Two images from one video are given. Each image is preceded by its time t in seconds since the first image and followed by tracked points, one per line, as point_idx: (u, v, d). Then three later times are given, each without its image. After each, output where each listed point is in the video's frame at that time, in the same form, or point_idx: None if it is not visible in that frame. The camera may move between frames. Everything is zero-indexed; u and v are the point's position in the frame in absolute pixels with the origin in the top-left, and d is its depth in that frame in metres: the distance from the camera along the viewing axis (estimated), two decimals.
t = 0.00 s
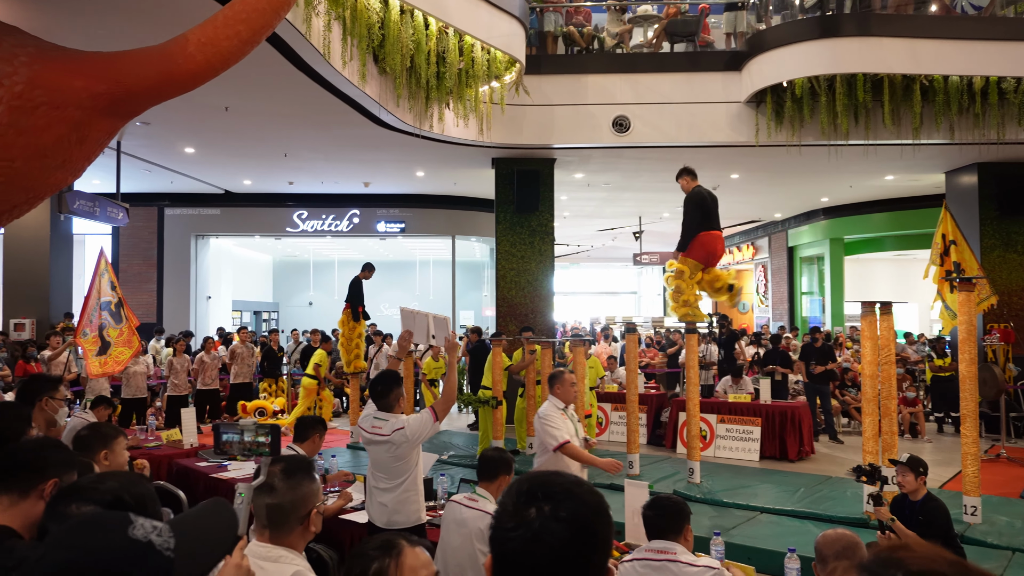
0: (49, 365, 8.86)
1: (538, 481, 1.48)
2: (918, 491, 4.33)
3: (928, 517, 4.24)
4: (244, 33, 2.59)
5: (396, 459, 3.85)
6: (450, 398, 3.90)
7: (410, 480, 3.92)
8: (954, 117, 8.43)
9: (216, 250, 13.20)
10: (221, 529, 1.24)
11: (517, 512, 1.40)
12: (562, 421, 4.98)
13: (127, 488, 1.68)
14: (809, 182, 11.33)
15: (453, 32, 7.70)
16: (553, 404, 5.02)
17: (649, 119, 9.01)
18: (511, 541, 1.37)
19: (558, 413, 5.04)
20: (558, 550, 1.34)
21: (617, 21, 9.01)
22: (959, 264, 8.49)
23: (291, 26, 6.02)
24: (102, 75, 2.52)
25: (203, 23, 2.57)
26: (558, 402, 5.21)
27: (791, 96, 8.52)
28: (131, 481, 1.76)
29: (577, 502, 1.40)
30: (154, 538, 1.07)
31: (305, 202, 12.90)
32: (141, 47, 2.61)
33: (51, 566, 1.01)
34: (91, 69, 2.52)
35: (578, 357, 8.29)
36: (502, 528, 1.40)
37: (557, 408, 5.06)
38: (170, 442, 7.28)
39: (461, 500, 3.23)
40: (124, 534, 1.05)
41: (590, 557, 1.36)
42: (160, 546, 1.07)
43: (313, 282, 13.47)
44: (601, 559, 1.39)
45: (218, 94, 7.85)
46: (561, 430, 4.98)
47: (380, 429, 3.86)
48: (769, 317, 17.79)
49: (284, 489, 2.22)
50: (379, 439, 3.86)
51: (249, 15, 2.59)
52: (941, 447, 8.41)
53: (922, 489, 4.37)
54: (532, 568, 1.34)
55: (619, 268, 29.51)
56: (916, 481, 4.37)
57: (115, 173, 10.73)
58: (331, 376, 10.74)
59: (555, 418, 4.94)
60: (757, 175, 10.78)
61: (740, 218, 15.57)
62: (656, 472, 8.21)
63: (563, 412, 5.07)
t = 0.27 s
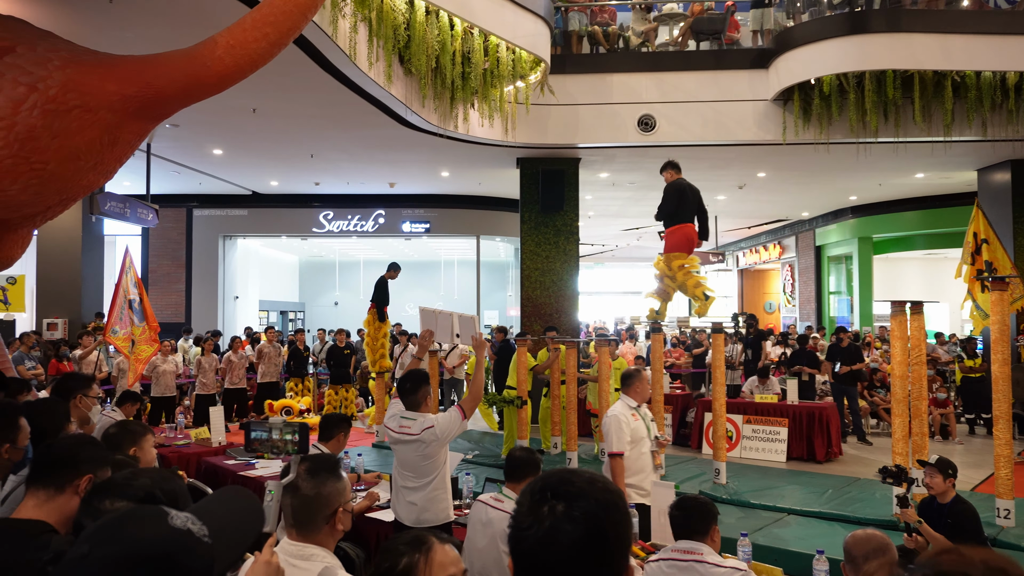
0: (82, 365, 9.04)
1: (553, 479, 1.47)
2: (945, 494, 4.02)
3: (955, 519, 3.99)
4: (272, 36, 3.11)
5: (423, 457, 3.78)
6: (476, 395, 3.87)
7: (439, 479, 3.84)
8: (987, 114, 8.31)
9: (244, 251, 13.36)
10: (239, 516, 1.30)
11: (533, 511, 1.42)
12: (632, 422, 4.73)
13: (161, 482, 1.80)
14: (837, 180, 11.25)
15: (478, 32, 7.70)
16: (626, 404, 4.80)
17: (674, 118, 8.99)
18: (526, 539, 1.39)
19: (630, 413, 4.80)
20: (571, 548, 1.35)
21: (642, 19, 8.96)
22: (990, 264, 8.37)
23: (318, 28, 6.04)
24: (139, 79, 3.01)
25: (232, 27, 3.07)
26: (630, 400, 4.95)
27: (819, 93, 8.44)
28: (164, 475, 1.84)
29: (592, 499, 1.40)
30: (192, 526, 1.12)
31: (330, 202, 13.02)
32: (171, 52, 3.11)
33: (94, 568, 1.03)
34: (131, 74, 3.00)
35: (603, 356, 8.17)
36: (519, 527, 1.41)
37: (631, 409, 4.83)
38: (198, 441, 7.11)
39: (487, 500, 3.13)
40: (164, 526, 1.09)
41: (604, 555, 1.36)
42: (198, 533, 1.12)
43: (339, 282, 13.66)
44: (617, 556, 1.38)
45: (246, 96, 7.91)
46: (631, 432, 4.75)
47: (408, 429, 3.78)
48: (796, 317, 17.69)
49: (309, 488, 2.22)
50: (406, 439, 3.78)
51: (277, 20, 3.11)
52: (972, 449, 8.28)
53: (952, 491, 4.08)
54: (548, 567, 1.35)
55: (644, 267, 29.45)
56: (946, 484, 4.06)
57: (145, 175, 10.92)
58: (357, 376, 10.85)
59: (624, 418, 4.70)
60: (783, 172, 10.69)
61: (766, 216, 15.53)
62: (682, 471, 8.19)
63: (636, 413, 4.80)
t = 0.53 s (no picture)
0: (103, 365, 9.15)
1: (563, 479, 1.49)
2: (969, 495, 3.92)
3: (978, 521, 3.87)
4: (291, 37, 3.27)
5: (447, 458, 3.74)
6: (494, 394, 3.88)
7: (461, 479, 3.82)
8: (1009, 112, 8.23)
9: (261, 252, 13.46)
10: (272, 514, 1.26)
11: (544, 511, 1.43)
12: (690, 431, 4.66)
13: (186, 483, 1.90)
14: (856, 180, 11.19)
15: (495, 33, 7.69)
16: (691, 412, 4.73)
17: (691, 118, 8.98)
18: (539, 540, 1.41)
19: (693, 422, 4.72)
20: (583, 547, 1.37)
21: (659, 20, 9.04)
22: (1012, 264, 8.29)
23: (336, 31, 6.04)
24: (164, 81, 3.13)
25: (252, 30, 3.23)
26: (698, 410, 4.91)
27: (838, 93, 8.38)
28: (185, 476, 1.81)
29: (601, 498, 1.41)
30: (220, 522, 1.13)
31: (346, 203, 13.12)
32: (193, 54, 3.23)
33: (126, 562, 1.03)
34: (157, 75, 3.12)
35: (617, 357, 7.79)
36: (533, 528, 1.43)
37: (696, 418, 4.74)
38: (219, 440, 7.00)
39: (505, 500, 2.97)
40: (193, 521, 1.10)
41: (616, 553, 1.37)
42: (226, 529, 1.12)
43: (356, 283, 14.11)
44: (628, 553, 1.40)
45: (264, 98, 7.95)
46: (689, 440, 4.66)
47: (432, 430, 3.71)
48: (813, 318, 17.58)
49: (335, 489, 2.19)
50: (431, 440, 3.71)
51: (295, 22, 3.28)
52: (993, 451, 8.18)
53: (975, 492, 3.96)
54: (561, 566, 1.37)
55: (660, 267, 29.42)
56: (970, 484, 3.91)
57: (164, 177, 11.03)
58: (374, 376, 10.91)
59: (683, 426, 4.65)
60: (801, 173, 10.65)
61: (783, 216, 15.48)
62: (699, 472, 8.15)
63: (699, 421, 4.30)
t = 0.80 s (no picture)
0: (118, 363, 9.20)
1: (573, 480, 1.47)
2: (994, 494, 3.90)
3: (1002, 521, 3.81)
4: (302, 38, 3.82)
5: (465, 455, 3.72)
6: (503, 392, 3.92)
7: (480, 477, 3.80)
8: None
9: (274, 252, 13.53)
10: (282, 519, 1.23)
11: (560, 510, 1.41)
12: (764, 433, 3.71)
13: (204, 481, 1.85)
14: (870, 178, 11.15)
15: (507, 32, 7.69)
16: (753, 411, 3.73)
17: (703, 117, 8.97)
18: (555, 539, 1.38)
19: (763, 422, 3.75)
20: (600, 545, 1.34)
21: (672, 18, 9.01)
22: None
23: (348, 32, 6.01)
24: (180, 83, 3.73)
25: (266, 34, 3.78)
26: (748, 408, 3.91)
27: (851, 91, 8.35)
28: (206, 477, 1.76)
29: (617, 495, 1.41)
30: (237, 523, 1.09)
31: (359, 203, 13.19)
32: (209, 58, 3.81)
33: (145, 558, 0.99)
34: (172, 78, 3.71)
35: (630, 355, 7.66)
36: (546, 529, 1.40)
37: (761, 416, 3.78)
38: (233, 439, 6.75)
39: (516, 500, 2.96)
40: (211, 519, 1.06)
41: (633, 551, 1.36)
42: (244, 527, 1.10)
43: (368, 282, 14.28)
44: (643, 551, 1.39)
45: (276, 98, 7.94)
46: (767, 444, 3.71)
47: (451, 428, 3.68)
48: (827, 317, 17.51)
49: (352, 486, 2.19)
50: (449, 439, 3.67)
51: (305, 26, 3.81)
52: (1010, 451, 8.11)
53: (1000, 492, 3.94)
54: (579, 564, 1.34)
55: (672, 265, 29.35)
56: (995, 483, 3.89)
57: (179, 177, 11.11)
58: (386, 376, 10.97)
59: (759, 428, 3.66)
60: (815, 171, 10.62)
61: (797, 215, 15.44)
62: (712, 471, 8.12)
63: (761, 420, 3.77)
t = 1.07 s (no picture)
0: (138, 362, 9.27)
1: (595, 477, 1.34)
2: None
3: None
4: (320, 38, 3.79)
5: (488, 453, 3.35)
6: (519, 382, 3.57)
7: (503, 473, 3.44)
8: None
9: (292, 251, 13.65)
10: (300, 513, 1.14)
11: (583, 512, 1.26)
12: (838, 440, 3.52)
13: (225, 478, 1.62)
14: (891, 176, 11.06)
15: (524, 31, 7.69)
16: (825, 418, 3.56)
17: (721, 114, 8.93)
18: (583, 543, 1.24)
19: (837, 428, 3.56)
20: (630, 547, 1.21)
21: (689, 15, 9.00)
22: None
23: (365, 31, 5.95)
24: (197, 84, 3.74)
25: (283, 33, 3.76)
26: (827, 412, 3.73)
27: (871, 87, 8.28)
28: (227, 473, 1.67)
29: (642, 492, 1.27)
30: (252, 519, 1.01)
31: (376, 203, 13.27)
32: (226, 58, 3.80)
33: (155, 556, 0.91)
34: (190, 78, 3.73)
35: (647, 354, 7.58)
36: (570, 532, 1.26)
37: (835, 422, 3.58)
38: (251, 438, 6.67)
39: (535, 500, 2.72)
40: (224, 516, 0.97)
41: (662, 550, 1.23)
42: (259, 525, 1.00)
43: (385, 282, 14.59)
44: (672, 549, 1.26)
45: (294, 99, 7.95)
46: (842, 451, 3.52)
47: (474, 425, 3.32)
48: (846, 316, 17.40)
49: (363, 486, 1.84)
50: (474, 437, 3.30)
51: (322, 27, 3.78)
52: None
53: None
54: (610, 570, 1.21)
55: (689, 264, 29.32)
56: None
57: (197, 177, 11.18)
58: (404, 374, 11.01)
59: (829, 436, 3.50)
60: (835, 168, 10.54)
61: (816, 212, 15.38)
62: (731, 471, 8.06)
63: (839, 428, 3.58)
